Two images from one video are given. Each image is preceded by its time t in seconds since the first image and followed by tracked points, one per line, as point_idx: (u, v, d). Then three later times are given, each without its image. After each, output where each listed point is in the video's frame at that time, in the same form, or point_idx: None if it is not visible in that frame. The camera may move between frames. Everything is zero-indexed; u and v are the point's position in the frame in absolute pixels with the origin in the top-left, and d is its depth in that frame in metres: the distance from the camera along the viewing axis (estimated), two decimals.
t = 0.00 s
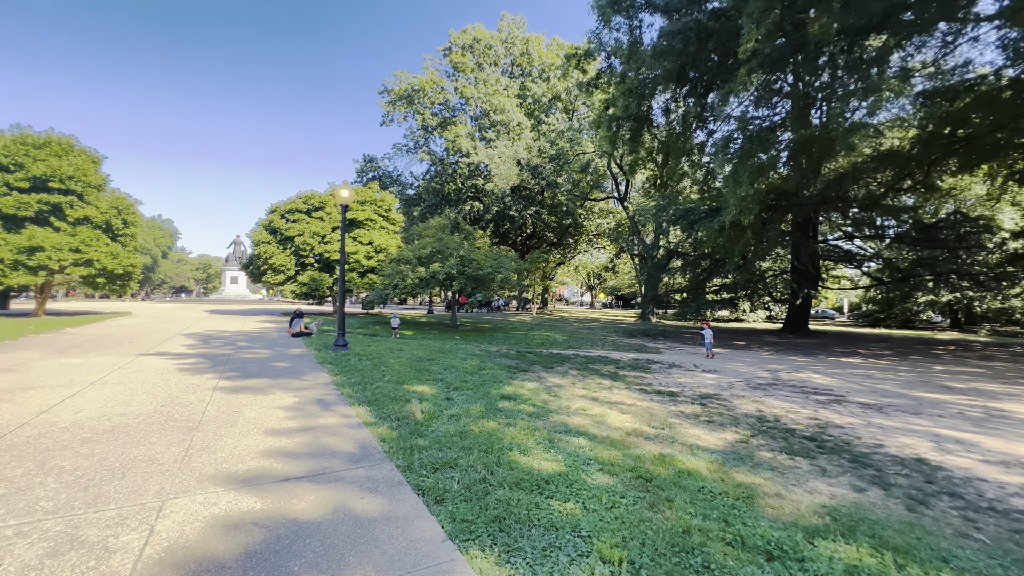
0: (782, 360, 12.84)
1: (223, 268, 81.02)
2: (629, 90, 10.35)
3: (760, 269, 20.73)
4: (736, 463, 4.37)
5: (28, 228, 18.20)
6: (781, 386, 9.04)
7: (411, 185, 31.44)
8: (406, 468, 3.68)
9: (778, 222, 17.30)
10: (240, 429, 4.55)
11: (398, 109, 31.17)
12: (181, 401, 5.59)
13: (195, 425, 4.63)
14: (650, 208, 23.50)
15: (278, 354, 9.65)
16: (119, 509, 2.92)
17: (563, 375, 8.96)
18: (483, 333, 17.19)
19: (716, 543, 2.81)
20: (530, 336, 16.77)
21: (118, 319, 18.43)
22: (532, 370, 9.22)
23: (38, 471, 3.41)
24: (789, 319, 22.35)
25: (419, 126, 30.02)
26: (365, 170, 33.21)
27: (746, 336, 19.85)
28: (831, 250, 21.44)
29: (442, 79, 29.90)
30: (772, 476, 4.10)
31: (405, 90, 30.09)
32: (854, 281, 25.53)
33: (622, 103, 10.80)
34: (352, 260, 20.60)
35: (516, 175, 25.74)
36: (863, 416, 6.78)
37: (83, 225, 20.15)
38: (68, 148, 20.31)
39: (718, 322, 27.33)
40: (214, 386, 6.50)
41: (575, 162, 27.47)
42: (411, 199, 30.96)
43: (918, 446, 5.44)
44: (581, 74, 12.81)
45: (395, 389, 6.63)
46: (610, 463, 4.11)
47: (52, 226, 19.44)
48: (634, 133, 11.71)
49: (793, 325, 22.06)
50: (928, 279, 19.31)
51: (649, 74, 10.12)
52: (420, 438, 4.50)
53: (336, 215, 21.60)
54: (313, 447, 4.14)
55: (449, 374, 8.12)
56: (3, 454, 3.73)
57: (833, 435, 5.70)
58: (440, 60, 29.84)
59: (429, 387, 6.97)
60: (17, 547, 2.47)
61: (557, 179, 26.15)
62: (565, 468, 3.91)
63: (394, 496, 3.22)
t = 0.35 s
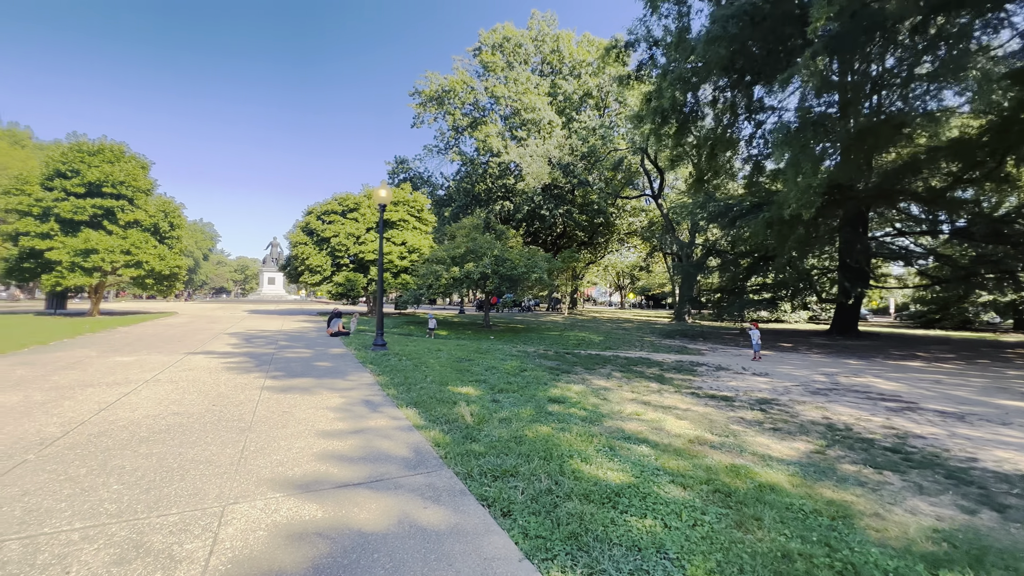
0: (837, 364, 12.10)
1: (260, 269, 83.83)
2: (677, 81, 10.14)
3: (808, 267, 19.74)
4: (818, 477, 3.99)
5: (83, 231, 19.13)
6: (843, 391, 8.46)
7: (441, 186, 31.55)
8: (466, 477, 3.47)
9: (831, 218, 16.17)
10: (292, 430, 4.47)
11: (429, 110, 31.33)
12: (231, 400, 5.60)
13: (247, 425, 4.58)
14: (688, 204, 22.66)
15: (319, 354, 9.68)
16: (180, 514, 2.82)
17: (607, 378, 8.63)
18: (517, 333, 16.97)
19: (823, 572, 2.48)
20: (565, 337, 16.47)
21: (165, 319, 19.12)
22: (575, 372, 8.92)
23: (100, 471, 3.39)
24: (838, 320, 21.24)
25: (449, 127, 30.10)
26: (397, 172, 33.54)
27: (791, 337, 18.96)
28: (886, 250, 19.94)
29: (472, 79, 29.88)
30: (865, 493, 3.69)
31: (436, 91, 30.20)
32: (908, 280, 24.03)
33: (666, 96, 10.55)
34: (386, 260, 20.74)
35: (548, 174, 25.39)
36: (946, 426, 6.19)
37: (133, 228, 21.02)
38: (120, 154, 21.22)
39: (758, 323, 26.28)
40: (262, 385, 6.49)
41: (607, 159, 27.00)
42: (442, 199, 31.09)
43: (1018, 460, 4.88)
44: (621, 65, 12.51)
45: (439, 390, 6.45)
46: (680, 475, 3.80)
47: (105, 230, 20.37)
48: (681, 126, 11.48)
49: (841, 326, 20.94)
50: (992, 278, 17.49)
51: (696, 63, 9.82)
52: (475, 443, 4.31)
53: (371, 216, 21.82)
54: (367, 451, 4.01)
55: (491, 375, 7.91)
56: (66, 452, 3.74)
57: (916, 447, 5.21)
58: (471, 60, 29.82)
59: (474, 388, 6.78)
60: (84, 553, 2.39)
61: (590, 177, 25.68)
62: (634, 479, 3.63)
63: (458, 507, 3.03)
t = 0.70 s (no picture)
0: (896, 370, 11.31)
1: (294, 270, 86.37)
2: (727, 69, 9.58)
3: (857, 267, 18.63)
4: (906, 501, 3.58)
5: (131, 235, 19.97)
6: (910, 400, 7.81)
7: (471, 187, 31.57)
8: (521, 494, 3.24)
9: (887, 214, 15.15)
10: (335, 437, 4.36)
11: (458, 111, 31.39)
12: (273, 403, 5.56)
13: (289, 431, 4.50)
14: (725, 201, 21.77)
15: (356, 356, 9.68)
16: (227, 529, 2.69)
17: (650, 383, 8.27)
18: (549, 334, 16.70)
19: None
20: (599, 339, 16.11)
21: (207, 319, 19.74)
22: (616, 377, 8.59)
23: (148, 478, 3.34)
24: (888, 323, 20.06)
25: (479, 128, 30.09)
26: (426, 173, 33.76)
27: (839, 340, 17.99)
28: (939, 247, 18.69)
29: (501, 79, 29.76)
30: (966, 521, 3.28)
31: (465, 92, 30.25)
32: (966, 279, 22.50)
33: (710, 88, 10.20)
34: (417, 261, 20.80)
35: (578, 173, 25.00)
36: None
37: (177, 231, 21.83)
38: (164, 161, 22.05)
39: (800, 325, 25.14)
40: (302, 388, 6.47)
41: (638, 157, 26.44)
42: (471, 200, 31.11)
43: None
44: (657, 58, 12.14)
45: (479, 395, 6.27)
46: (751, 495, 3.47)
47: (151, 234, 21.21)
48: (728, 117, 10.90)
49: (892, 330, 19.78)
50: None
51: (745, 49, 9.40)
52: (524, 454, 4.07)
53: (402, 217, 21.94)
54: (413, 461, 3.84)
55: (530, 379, 7.68)
56: (115, 456, 3.72)
57: (1011, 466, 4.66)
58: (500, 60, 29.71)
59: (514, 393, 6.57)
60: (133, 570, 2.29)
61: (621, 175, 25.15)
62: (702, 499, 3.32)
63: (516, 528, 2.80)
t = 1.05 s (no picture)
0: (965, 375, 10.40)
1: (326, 271, 88.46)
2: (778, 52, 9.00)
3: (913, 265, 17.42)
4: None
5: (173, 237, 20.64)
6: (992, 409, 7.07)
7: (499, 186, 31.37)
8: (579, 516, 2.89)
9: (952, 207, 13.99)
10: (372, 444, 4.12)
11: (487, 111, 31.21)
12: (308, 405, 5.40)
13: (326, 436, 4.30)
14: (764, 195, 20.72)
15: (389, 356, 9.55)
16: (263, 549, 2.47)
17: (697, 388, 7.78)
18: (582, 335, 16.27)
19: None
20: (634, 340, 15.57)
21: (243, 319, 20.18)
22: (659, 381, 8.14)
23: (183, 486, 3.17)
24: (947, 324, 18.74)
25: (507, 127, 29.85)
26: (455, 173, 33.76)
27: (893, 343, 16.84)
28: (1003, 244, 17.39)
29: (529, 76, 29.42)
30: None
31: (493, 91, 30.03)
32: None
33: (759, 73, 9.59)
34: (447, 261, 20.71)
35: (609, 170, 24.44)
36: None
37: (215, 233, 22.46)
38: (203, 164, 22.72)
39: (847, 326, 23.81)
40: (337, 389, 6.32)
41: (672, 153, 25.67)
42: (500, 199, 30.91)
43: None
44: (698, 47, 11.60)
45: (518, 400, 5.97)
46: (842, 522, 3.02)
47: (192, 235, 21.88)
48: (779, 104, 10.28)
49: (951, 332, 18.47)
50: None
51: (799, 28, 8.79)
52: (575, 467, 3.73)
53: (432, 217, 21.90)
54: (456, 472, 3.55)
55: (569, 382, 7.33)
56: (151, 461, 3.59)
57: None
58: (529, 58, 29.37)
59: (555, 398, 6.25)
60: None
61: (654, 172, 24.45)
62: (785, 525, 2.91)
63: (579, 558, 2.47)
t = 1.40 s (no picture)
0: None
1: (357, 272, 90.14)
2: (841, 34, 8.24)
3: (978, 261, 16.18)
4: None
5: (213, 240, 21.25)
6: None
7: (528, 186, 31.06)
8: (652, 546, 2.57)
9: None
10: (415, 454, 3.88)
11: (516, 110, 30.95)
12: (347, 410, 5.24)
13: (366, 444, 4.10)
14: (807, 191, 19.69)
15: (423, 359, 9.38)
16: None
17: (750, 395, 7.27)
18: (618, 337, 15.77)
19: None
20: (672, 342, 14.99)
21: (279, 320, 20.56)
22: (707, 387, 7.64)
23: (224, 498, 3.01)
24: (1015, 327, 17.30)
25: (536, 125, 29.48)
26: (484, 174, 33.64)
27: (955, 346, 15.65)
28: None
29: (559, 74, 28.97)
30: None
31: (522, 90, 29.72)
32: None
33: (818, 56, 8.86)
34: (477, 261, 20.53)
35: (642, 167, 23.77)
36: None
37: (253, 235, 23.02)
38: (241, 168, 23.32)
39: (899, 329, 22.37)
40: (374, 393, 6.15)
41: (708, 148, 24.79)
42: (529, 199, 30.60)
43: None
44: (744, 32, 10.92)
45: (562, 407, 5.64)
46: (963, 562, 2.58)
47: (230, 238, 22.49)
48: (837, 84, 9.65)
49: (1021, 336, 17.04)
50: None
51: (866, 4, 7.80)
52: (638, 486, 3.38)
53: (462, 217, 21.81)
54: (508, 488, 3.26)
55: (613, 388, 6.96)
56: (192, 469, 3.47)
57: None
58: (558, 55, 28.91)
59: (601, 405, 5.89)
60: None
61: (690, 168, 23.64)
62: (895, 564, 2.50)
63: None
